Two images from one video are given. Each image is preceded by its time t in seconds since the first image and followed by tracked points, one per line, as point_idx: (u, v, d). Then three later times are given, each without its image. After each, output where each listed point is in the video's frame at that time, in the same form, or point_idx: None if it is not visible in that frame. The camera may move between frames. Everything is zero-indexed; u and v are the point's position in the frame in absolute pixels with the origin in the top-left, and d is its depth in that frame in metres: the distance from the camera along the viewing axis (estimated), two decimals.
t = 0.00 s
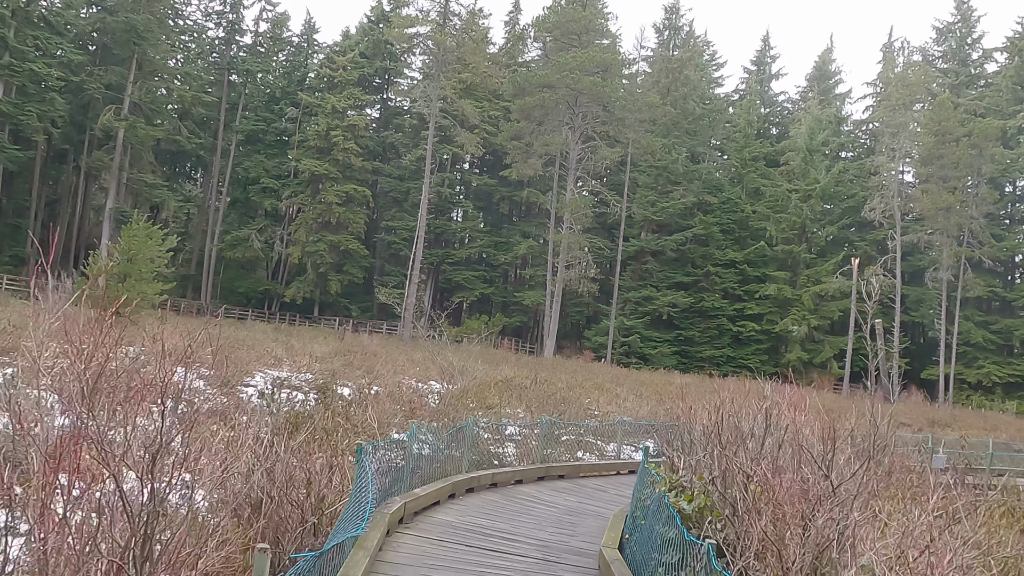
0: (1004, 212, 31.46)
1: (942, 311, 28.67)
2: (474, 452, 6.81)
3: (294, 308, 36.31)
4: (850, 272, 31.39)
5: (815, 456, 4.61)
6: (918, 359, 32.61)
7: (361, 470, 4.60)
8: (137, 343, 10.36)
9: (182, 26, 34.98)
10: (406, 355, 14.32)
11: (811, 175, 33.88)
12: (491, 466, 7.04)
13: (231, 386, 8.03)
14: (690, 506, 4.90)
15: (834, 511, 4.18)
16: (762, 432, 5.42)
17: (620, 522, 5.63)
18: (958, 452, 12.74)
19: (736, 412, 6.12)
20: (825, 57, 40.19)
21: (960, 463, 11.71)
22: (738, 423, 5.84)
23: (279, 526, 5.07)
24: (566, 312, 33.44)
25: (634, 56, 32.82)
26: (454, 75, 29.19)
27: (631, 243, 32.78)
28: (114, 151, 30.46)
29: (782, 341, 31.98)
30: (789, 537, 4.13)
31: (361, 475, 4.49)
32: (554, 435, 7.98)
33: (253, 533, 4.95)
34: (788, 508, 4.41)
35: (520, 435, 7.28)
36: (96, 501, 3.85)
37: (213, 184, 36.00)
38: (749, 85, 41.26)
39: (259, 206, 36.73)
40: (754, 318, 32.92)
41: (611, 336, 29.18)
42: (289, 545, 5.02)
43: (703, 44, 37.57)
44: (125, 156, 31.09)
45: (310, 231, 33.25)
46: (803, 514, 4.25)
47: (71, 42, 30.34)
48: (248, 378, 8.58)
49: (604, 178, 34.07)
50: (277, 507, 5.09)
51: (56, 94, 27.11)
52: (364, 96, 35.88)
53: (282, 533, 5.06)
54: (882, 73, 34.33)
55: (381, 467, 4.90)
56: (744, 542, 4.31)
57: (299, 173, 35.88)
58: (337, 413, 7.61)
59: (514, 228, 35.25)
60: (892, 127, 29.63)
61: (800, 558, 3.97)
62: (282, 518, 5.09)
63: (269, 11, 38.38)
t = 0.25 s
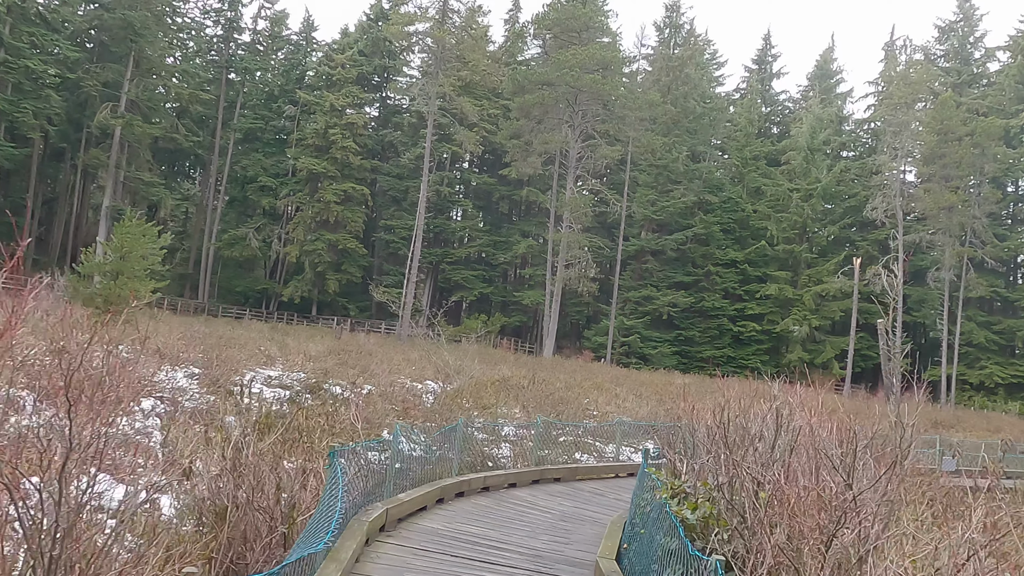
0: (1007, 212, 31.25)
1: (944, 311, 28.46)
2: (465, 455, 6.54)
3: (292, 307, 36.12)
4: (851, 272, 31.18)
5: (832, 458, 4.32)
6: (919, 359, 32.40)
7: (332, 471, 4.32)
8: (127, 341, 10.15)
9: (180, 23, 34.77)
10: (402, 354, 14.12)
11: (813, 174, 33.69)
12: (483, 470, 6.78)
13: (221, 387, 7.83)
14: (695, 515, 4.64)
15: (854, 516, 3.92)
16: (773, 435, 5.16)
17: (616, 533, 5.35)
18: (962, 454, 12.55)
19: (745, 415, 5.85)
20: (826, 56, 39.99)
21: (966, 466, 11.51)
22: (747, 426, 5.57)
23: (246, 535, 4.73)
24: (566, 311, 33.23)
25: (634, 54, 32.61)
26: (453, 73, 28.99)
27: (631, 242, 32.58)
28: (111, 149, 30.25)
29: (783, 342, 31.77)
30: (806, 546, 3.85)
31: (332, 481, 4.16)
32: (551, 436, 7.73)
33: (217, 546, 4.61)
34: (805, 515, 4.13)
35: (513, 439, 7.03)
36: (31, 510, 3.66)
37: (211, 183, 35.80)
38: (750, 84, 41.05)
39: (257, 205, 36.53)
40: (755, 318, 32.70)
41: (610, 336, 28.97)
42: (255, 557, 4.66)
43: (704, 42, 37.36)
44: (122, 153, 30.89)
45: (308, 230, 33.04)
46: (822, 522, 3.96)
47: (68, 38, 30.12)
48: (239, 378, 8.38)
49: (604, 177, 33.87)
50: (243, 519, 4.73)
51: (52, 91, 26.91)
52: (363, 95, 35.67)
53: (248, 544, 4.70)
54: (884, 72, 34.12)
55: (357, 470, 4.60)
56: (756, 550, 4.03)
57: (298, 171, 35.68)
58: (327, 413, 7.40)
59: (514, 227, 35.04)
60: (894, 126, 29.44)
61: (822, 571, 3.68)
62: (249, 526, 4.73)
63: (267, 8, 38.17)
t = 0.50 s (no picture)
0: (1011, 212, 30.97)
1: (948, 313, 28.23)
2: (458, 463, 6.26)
3: (292, 307, 35.93)
4: (854, 273, 30.94)
5: (859, 480, 4.04)
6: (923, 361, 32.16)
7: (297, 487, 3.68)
8: (117, 341, 9.94)
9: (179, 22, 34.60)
10: (400, 355, 13.92)
11: (815, 174, 33.46)
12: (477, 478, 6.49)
13: (211, 388, 7.59)
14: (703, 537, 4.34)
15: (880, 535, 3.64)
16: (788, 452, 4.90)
17: (615, 553, 5.05)
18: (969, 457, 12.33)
19: (757, 429, 5.59)
20: (828, 56, 39.74)
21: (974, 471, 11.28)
22: (760, 440, 5.30)
23: (207, 554, 4.28)
24: (567, 312, 33.03)
25: (636, 54, 32.39)
26: (453, 72, 28.78)
27: (632, 243, 32.34)
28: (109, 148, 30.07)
29: (785, 343, 31.53)
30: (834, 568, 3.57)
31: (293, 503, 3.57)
32: (548, 442, 7.45)
33: (172, 571, 4.13)
34: (831, 542, 3.84)
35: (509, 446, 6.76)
36: None
37: (210, 182, 35.60)
38: (752, 84, 40.80)
39: (257, 204, 36.34)
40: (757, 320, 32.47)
41: (611, 337, 28.76)
42: None
43: (706, 42, 37.11)
44: (120, 153, 30.71)
45: (308, 230, 32.85)
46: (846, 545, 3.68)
47: (66, 37, 29.97)
48: (230, 379, 8.15)
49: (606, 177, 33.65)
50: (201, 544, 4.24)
51: (49, 90, 26.74)
52: (363, 94, 35.47)
53: (208, 569, 4.24)
54: (887, 71, 33.88)
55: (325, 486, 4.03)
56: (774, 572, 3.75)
57: (297, 171, 35.48)
58: (319, 416, 7.14)
59: (515, 228, 34.84)
60: (897, 126, 29.20)
61: None
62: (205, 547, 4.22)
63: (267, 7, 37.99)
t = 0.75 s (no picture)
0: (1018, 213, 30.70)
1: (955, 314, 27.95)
2: (455, 469, 6.00)
3: (293, 308, 35.75)
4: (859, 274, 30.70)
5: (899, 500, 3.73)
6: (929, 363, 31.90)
7: (267, 503, 3.34)
8: (110, 341, 9.74)
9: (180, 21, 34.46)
10: (400, 356, 13.73)
11: (820, 175, 33.22)
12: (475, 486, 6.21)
13: (203, 390, 7.38)
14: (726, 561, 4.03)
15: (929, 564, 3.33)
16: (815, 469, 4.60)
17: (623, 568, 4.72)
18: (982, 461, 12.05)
19: (781, 438, 5.33)
20: (833, 56, 39.50)
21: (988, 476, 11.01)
22: (783, 453, 5.01)
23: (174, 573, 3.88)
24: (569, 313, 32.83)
25: (639, 53, 32.19)
26: (454, 71, 28.59)
27: (635, 243, 32.10)
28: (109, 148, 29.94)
29: (790, 345, 31.27)
30: None
31: (259, 523, 3.23)
32: (550, 446, 7.17)
33: None
34: (870, 565, 3.55)
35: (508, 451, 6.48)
36: None
37: (211, 182, 35.43)
38: (756, 84, 40.57)
39: (258, 205, 36.19)
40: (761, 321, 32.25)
41: (614, 338, 28.56)
42: None
43: (709, 42, 36.89)
44: (120, 152, 30.57)
45: (309, 230, 32.68)
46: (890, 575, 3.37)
47: (67, 36, 29.86)
48: (224, 380, 7.95)
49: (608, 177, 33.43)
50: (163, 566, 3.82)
51: (48, 89, 26.61)
52: (364, 94, 35.31)
53: None
54: (892, 71, 33.63)
55: (300, 503, 3.69)
56: None
57: (298, 171, 35.32)
58: (314, 417, 6.88)
59: (517, 228, 34.64)
60: (902, 126, 28.98)
61: None
62: (168, 568, 3.85)
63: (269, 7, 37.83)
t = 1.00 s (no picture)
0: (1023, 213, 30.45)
1: (959, 314, 27.71)
2: (453, 477, 5.76)
3: (292, 307, 35.55)
4: (862, 274, 30.46)
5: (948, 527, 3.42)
6: (932, 363, 31.65)
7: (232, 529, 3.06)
8: (101, 341, 9.50)
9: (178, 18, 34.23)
10: (398, 356, 13.50)
11: (823, 173, 32.96)
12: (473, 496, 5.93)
13: (195, 390, 7.14)
14: None
15: None
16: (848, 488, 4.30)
17: None
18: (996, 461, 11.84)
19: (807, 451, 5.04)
20: (835, 54, 39.23)
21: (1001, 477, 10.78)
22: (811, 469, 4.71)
23: None
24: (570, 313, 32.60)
25: (641, 51, 31.94)
26: (455, 68, 28.34)
27: (637, 242, 31.83)
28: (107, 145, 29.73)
29: (792, 345, 31.02)
30: None
31: (222, 553, 2.99)
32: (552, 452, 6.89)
33: None
34: None
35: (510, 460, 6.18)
36: None
37: (210, 181, 35.19)
38: (758, 82, 40.29)
39: (257, 203, 35.96)
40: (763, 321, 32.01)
41: (615, 338, 28.34)
42: None
43: (712, 40, 36.62)
44: (118, 150, 30.36)
45: (309, 229, 32.46)
46: None
47: (65, 33, 29.66)
48: (216, 381, 7.72)
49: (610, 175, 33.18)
50: None
51: (45, 85, 26.40)
52: (364, 92, 35.07)
53: None
54: (896, 69, 33.37)
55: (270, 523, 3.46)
56: None
57: (297, 169, 35.09)
58: (309, 416, 6.59)
59: (518, 227, 34.41)
60: (906, 124, 28.73)
61: None
62: None
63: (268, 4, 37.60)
